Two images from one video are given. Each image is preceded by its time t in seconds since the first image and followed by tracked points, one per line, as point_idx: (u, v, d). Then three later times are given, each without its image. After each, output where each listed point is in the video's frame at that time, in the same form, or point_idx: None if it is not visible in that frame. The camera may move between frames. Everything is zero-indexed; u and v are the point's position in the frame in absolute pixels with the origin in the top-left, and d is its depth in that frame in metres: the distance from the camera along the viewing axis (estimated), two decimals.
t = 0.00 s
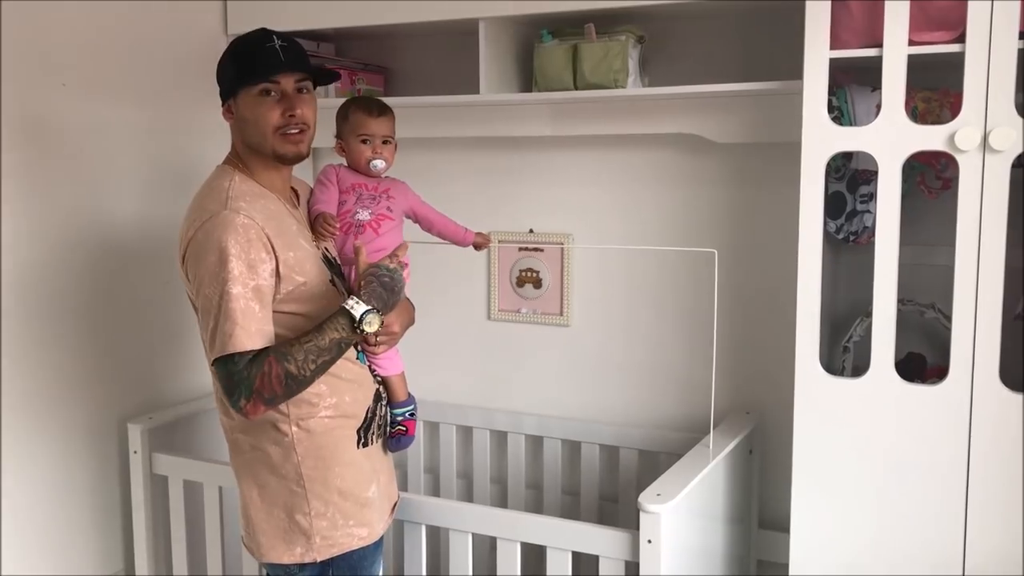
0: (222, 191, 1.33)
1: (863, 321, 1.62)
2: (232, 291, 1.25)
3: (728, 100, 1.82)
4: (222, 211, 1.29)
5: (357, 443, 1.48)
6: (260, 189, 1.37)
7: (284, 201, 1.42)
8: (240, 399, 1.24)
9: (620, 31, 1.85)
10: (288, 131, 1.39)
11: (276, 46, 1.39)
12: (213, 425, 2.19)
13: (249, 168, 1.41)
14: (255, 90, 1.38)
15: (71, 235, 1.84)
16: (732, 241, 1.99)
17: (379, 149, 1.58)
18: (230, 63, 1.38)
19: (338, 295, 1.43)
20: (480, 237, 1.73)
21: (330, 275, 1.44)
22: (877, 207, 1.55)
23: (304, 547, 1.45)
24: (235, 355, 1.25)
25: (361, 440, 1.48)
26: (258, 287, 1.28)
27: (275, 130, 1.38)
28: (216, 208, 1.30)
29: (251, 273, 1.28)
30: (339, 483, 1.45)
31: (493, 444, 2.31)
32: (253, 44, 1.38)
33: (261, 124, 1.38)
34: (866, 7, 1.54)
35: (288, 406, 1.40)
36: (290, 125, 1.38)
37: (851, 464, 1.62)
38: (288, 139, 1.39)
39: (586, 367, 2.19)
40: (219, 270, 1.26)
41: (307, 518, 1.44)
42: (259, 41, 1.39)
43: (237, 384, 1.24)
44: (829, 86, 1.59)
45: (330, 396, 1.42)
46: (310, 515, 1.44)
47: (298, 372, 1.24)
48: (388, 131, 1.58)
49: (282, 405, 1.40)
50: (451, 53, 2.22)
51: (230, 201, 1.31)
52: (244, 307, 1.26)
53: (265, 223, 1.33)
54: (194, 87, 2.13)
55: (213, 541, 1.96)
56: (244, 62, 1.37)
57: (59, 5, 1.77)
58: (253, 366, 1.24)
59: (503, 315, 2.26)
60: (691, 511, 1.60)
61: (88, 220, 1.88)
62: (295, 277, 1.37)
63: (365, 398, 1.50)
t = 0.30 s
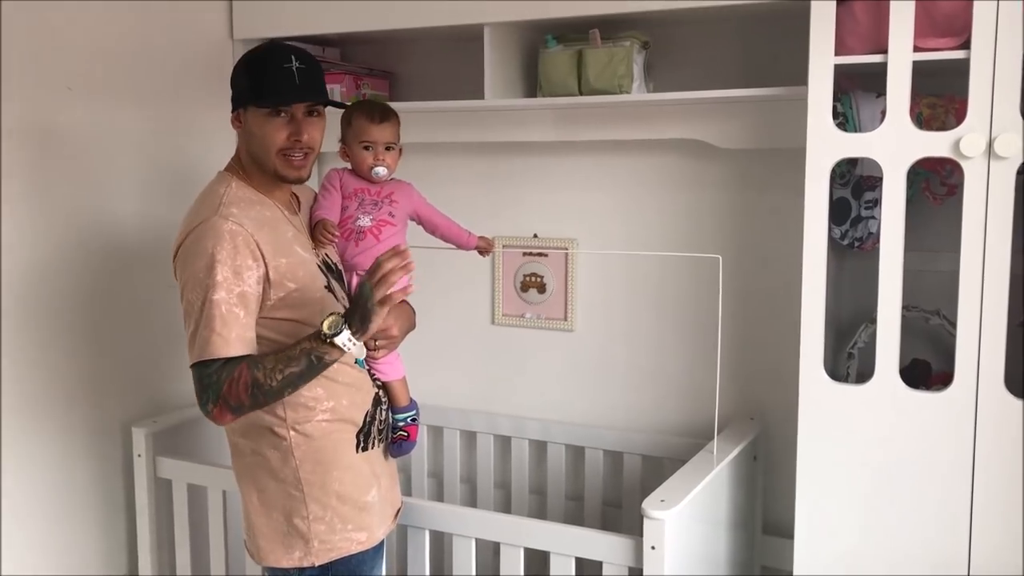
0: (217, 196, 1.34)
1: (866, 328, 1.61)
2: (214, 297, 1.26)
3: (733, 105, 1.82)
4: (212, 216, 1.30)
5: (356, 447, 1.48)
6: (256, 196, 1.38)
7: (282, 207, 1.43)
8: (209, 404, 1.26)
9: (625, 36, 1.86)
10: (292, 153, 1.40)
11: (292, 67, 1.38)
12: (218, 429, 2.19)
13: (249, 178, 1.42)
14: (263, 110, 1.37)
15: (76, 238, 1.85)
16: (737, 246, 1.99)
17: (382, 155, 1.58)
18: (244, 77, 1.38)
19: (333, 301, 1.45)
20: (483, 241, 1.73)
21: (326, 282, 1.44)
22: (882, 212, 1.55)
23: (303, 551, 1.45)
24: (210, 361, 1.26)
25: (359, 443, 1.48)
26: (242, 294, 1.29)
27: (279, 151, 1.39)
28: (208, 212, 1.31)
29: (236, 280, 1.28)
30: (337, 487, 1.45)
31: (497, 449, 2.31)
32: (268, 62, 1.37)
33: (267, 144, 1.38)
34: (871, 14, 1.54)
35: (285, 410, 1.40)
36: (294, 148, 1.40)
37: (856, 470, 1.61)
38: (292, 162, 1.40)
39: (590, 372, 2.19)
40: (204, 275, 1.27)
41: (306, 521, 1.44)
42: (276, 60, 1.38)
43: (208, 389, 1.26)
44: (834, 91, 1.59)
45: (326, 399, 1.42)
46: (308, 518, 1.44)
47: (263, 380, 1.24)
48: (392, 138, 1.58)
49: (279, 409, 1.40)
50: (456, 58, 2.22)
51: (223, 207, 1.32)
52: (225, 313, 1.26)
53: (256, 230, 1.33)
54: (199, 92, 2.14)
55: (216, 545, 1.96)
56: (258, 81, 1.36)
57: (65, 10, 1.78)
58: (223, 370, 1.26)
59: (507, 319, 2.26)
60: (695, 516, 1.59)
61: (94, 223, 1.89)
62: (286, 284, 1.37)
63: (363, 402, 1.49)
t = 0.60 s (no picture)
0: (220, 202, 1.34)
1: (878, 334, 1.62)
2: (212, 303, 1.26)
3: (744, 111, 1.82)
4: (213, 222, 1.30)
5: (359, 452, 1.47)
6: (259, 201, 1.38)
7: (286, 212, 1.43)
8: (199, 409, 1.27)
9: (635, 41, 1.86)
10: (296, 155, 1.40)
11: (295, 69, 1.39)
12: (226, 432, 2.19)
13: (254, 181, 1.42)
14: (265, 111, 1.38)
15: (89, 243, 1.86)
16: (747, 252, 1.99)
17: (406, 164, 1.60)
18: (246, 80, 1.38)
19: (337, 305, 1.45)
20: (492, 248, 1.74)
21: (329, 288, 1.44)
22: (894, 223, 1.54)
23: (305, 555, 1.45)
24: (207, 367, 1.27)
25: (363, 448, 1.48)
26: (241, 301, 1.29)
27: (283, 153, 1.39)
28: (210, 219, 1.32)
29: (235, 287, 1.29)
30: (339, 491, 1.44)
31: (504, 455, 2.30)
32: (271, 63, 1.38)
33: (270, 145, 1.39)
34: (883, 20, 1.53)
35: (287, 414, 1.41)
36: (298, 150, 1.40)
37: (866, 478, 1.60)
38: (295, 163, 1.40)
39: (599, 377, 2.18)
40: (202, 281, 1.27)
41: (308, 525, 1.44)
42: (278, 62, 1.38)
43: (198, 395, 1.27)
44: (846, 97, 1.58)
45: (328, 404, 1.42)
46: (310, 522, 1.44)
47: (253, 396, 1.25)
48: (414, 147, 1.60)
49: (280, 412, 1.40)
50: (466, 63, 2.22)
51: (224, 213, 1.32)
52: (222, 320, 1.26)
53: (258, 236, 1.33)
54: (210, 96, 2.14)
55: (225, 549, 1.96)
56: (261, 82, 1.37)
57: (78, 14, 1.78)
58: (216, 378, 1.27)
59: (515, 325, 2.26)
60: (704, 524, 1.59)
61: (105, 228, 1.89)
62: (287, 290, 1.37)
63: (366, 407, 1.49)
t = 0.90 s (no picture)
0: (226, 205, 1.35)
1: (893, 337, 1.61)
2: (222, 305, 1.26)
3: (757, 114, 1.81)
4: (220, 225, 1.31)
5: (365, 455, 1.47)
6: (267, 205, 1.38)
7: (293, 215, 1.43)
8: (221, 411, 1.27)
9: (647, 44, 1.85)
10: (302, 159, 1.39)
11: (305, 73, 1.39)
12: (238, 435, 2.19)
13: (261, 186, 1.42)
14: (275, 116, 1.38)
15: (106, 247, 1.87)
16: (760, 255, 1.98)
17: (422, 171, 1.61)
18: (255, 83, 1.38)
19: (344, 309, 1.44)
20: (501, 251, 1.73)
21: (336, 291, 1.44)
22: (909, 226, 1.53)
23: (310, 559, 1.45)
24: (224, 369, 1.26)
25: (369, 452, 1.48)
26: (250, 302, 1.29)
27: (289, 156, 1.39)
28: (216, 222, 1.32)
29: (243, 289, 1.29)
30: (344, 495, 1.44)
31: (516, 459, 2.30)
32: (280, 67, 1.38)
33: (277, 149, 1.38)
34: (897, 21, 1.52)
35: (293, 418, 1.40)
36: (305, 154, 1.39)
37: (881, 484, 1.59)
38: (301, 167, 1.39)
39: (611, 381, 2.18)
40: (211, 283, 1.27)
41: (313, 529, 1.44)
42: (288, 66, 1.38)
43: (219, 397, 1.27)
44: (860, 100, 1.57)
45: (334, 407, 1.41)
46: (316, 526, 1.44)
47: (275, 395, 1.25)
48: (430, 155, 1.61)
49: (287, 416, 1.40)
50: (478, 67, 2.22)
51: (230, 216, 1.32)
52: (234, 321, 1.26)
53: (265, 238, 1.33)
54: (222, 100, 2.15)
55: (236, 552, 1.96)
56: (270, 85, 1.37)
57: (93, 19, 1.79)
58: (236, 380, 1.26)
59: (526, 328, 2.26)
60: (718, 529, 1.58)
61: (118, 232, 1.90)
62: (294, 293, 1.37)
63: (373, 410, 1.48)
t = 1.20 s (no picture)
0: (236, 205, 1.35)
1: (898, 336, 1.61)
2: (236, 304, 1.27)
3: (763, 113, 1.81)
4: (230, 225, 1.31)
5: (373, 454, 1.47)
6: (276, 206, 1.39)
7: (301, 216, 1.44)
8: (239, 409, 1.27)
9: (652, 43, 1.85)
10: (316, 165, 1.40)
11: (329, 80, 1.39)
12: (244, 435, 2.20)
13: (270, 186, 1.42)
14: (294, 117, 1.38)
15: (112, 248, 1.88)
16: (765, 253, 1.98)
17: (422, 172, 1.62)
18: (279, 81, 1.38)
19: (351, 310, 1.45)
20: (503, 248, 1.73)
21: (344, 291, 1.45)
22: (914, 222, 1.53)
23: (320, 557, 1.45)
24: (239, 367, 1.27)
25: (377, 450, 1.48)
26: (263, 302, 1.30)
27: (303, 160, 1.39)
28: (227, 221, 1.32)
29: (255, 288, 1.29)
30: (353, 493, 1.44)
31: (522, 458, 2.30)
32: (306, 70, 1.38)
33: (291, 151, 1.39)
34: (903, 19, 1.52)
35: (301, 417, 1.41)
36: (318, 160, 1.39)
37: (888, 482, 1.59)
38: (314, 173, 1.40)
39: (617, 380, 2.18)
40: (224, 283, 1.28)
41: (323, 527, 1.44)
42: (314, 70, 1.38)
43: (237, 396, 1.28)
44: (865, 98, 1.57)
45: (341, 406, 1.42)
46: (325, 524, 1.44)
47: (291, 387, 1.25)
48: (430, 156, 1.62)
49: (295, 416, 1.41)
50: (483, 66, 2.23)
51: (241, 216, 1.33)
52: (248, 320, 1.27)
53: (275, 238, 1.34)
54: (228, 100, 2.15)
55: (244, 551, 1.96)
56: (293, 86, 1.37)
57: (99, 20, 1.80)
58: (251, 378, 1.27)
59: (532, 327, 2.26)
60: (724, 527, 1.58)
61: (125, 232, 1.91)
62: (303, 293, 1.38)
63: (379, 409, 1.49)
